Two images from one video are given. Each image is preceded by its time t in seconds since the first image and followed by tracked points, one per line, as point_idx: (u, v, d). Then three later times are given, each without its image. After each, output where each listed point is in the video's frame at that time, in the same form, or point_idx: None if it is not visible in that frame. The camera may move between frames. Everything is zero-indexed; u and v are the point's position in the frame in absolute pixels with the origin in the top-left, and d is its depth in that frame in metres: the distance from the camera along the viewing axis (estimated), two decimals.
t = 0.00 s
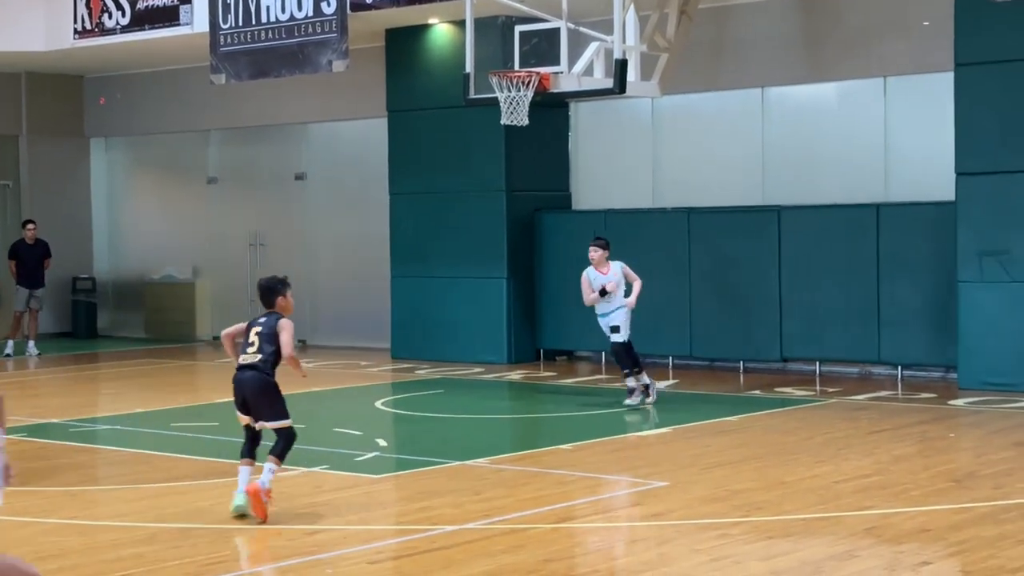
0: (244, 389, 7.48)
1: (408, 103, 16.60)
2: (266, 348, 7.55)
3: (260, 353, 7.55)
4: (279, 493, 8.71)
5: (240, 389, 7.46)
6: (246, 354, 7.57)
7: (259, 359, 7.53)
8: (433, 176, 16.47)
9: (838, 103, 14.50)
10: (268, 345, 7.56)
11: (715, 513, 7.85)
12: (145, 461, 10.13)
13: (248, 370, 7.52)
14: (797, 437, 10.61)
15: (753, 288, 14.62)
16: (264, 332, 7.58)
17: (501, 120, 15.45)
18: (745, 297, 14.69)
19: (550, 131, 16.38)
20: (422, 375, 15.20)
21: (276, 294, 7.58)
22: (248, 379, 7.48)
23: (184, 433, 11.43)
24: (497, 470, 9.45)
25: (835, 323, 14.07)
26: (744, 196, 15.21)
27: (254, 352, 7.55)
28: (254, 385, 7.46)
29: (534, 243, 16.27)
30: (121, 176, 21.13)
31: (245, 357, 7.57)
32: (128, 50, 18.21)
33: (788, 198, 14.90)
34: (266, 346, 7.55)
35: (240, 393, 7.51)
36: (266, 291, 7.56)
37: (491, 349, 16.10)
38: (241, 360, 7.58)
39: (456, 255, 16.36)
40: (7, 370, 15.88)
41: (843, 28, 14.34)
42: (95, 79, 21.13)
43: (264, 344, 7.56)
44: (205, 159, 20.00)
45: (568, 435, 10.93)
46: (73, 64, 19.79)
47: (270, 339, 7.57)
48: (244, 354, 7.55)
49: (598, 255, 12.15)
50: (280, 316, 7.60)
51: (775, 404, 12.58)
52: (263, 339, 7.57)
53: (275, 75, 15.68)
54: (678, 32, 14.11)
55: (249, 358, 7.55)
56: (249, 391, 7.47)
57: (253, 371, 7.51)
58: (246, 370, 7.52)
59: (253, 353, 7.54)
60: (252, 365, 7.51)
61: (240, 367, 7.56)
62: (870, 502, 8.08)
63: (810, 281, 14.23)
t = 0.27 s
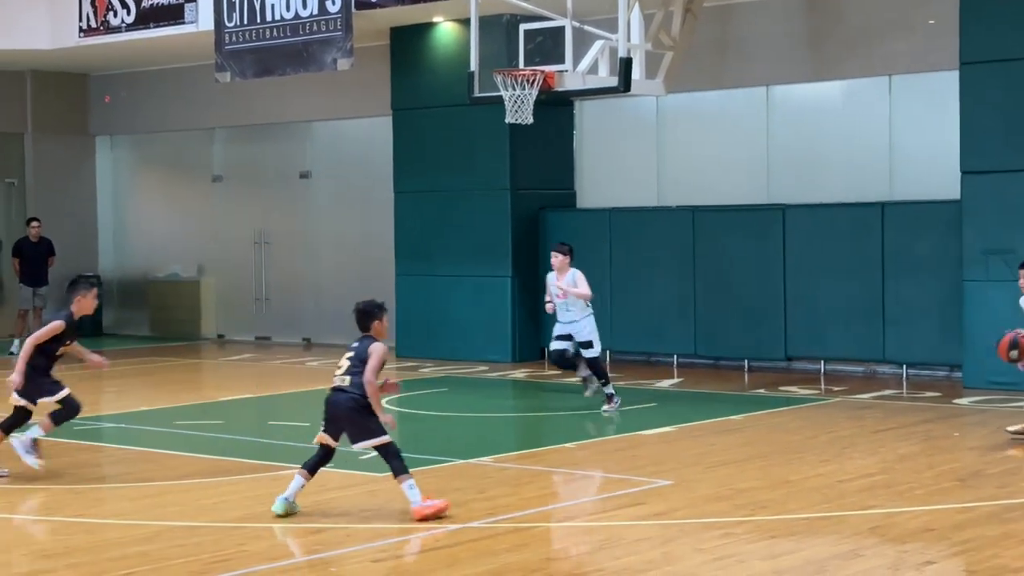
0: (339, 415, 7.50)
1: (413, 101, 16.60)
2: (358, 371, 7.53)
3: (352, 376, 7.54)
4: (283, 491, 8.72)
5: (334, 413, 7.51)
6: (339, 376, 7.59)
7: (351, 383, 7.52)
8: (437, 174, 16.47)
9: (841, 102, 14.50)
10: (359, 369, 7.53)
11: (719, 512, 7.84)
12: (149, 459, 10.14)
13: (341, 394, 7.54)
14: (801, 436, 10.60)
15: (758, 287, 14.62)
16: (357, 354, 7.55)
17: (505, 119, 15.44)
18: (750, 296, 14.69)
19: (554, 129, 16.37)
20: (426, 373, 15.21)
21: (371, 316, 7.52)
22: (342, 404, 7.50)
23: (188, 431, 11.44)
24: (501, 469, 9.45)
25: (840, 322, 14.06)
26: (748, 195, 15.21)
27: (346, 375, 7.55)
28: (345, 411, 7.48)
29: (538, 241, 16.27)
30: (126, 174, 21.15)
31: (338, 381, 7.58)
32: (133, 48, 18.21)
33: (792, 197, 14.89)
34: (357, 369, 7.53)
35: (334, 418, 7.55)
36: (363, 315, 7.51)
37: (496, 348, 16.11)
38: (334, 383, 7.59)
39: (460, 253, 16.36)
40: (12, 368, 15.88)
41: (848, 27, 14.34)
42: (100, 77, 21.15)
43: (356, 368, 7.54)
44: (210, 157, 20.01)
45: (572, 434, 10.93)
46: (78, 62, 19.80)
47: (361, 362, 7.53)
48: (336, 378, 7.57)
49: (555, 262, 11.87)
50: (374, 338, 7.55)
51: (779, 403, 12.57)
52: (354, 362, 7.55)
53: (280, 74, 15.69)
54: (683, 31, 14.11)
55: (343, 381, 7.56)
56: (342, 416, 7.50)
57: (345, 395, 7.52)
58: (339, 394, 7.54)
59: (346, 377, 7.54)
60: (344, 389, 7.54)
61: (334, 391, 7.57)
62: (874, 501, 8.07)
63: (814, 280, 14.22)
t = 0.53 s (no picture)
0: (442, 394, 7.69)
1: (431, 101, 16.61)
2: (461, 352, 7.71)
3: (454, 356, 7.72)
4: (301, 490, 8.74)
5: (437, 392, 7.69)
6: (441, 355, 7.75)
7: (454, 363, 7.70)
8: (454, 174, 16.49)
9: (860, 101, 14.45)
10: (464, 350, 7.70)
11: (737, 512, 7.83)
12: (168, 457, 10.18)
13: (444, 373, 7.72)
14: (820, 437, 10.57)
15: (776, 287, 14.59)
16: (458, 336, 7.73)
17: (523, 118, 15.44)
18: (767, 296, 14.66)
19: (572, 128, 16.36)
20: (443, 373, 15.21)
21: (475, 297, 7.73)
22: (444, 384, 7.67)
23: (207, 430, 11.48)
24: (519, 468, 9.45)
25: (858, 322, 14.03)
26: (766, 195, 15.17)
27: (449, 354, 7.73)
28: (450, 389, 7.67)
29: (556, 241, 16.27)
30: (145, 174, 21.21)
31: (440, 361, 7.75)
32: (153, 48, 18.25)
33: (810, 197, 14.85)
34: (459, 350, 7.70)
35: (436, 395, 7.72)
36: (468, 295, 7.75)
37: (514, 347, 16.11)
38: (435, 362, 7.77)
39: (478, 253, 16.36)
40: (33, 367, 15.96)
41: (867, 26, 14.30)
42: (119, 77, 21.23)
43: (458, 349, 7.71)
44: (228, 156, 20.06)
45: (589, 434, 10.92)
46: (98, 62, 19.88)
47: (466, 343, 7.70)
48: (438, 357, 7.74)
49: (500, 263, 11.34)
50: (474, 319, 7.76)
51: (797, 403, 12.53)
52: (458, 343, 7.72)
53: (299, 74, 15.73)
54: (701, 30, 14.09)
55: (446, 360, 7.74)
56: (445, 396, 7.68)
57: (448, 374, 7.70)
58: (443, 373, 7.72)
59: (448, 356, 7.71)
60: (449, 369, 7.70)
61: (435, 370, 7.75)
62: (893, 501, 8.05)
63: (832, 280, 14.19)
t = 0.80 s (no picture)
0: (553, 404, 7.78)
1: (460, 99, 16.61)
2: (570, 361, 7.84)
3: (563, 365, 7.85)
4: (330, 488, 8.76)
5: (547, 403, 7.79)
6: (549, 366, 7.87)
7: (563, 372, 7.84)
8: (483, 172, 16.49)
9: (891, 99, 14.36)
10: (572, 359, 7.84)
11: (767, 512, 7.79)
12: (197, 455, 10.22)
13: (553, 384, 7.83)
14: (850, 436, 10.51)
15: (806, 285, 14.52)
16: (564, 345, 7.87)
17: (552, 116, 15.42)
18: (796, 294, 14.59)
19: (601, 126, 16.33)
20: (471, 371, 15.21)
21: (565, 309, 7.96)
22: (555, 393, 7.78)
23: (237, 428, 11.52)
24: (547, 467, 9.44)
25: (888, 321, 13.94)
26: (796, 193, 15.11)
27: (556, 364, 7.86)
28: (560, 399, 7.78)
29: (585, 239, 16.24)
30: (175, 172, 21.30)
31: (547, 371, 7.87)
32: (183, 46, 18.31)
33: (841, 195, 14.78)
34: (569, 359, 7.83)
35: (546, 407, 7.81)
36: (557, 306, 7.95)
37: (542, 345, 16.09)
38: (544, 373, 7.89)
39: (506, 251, 16.36)
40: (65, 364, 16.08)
41: (899, 23, 14.20)
42: (150, 75, 21.32)
43: (565, 358, 7.84)
44: (258, 155, 20.13)
45: (618, 433, 10.89)
46: (129, 61, 19.98)
47: (574, 352, 7.85)
48: (546, 368, 7.86)
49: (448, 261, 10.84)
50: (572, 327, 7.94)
51: (827, 402, 12.47)
52: (565, 351, 7.85)
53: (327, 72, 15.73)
54: (731, 28, 14.03)
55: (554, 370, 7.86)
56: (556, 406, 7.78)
57: (556, 384, 7.82)
58: (552, 384, 7.84)
59: (557, 366, 7.84)
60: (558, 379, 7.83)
61: (544, 381, 7.86)
62: (924, 501, 7.99)
63: (863, 278, 14.11)
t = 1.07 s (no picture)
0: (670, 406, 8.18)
1: (502, 101, 16.61)
2: (681, 363, 8.15)
3: (675, 368, 8.16)
4: (371, 489, 8.78)
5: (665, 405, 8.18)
6: (665, 369, 8.23)
7: (676, 374, 8.15)
8: (523, 173, 16.49)
9: (936, 100, 14.23)
10: (682, 361, 8.14)
11: (810, 515, 7.75)
12: (240, 455, 10.28)
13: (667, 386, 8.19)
14: (894, 439, 10.43)
15: (849, 288, 14.43)
16: (677, 347, 8.17)
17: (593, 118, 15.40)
18: (839, 297, 14.50)
19: (643, 128, 16.29)
20: (511, 373, 15.23)
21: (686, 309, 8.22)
22: (671, 396, 8.15)
23: (280, 428, 11.58)
24: (588, 469, 9.42)
25: (932, 324, 13.82)
26: (839, 195, 15.02)
27: (668, 366, 8.19)
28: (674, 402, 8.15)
29: (626, 241, 16.21)
30: (219, 173, 21.44)
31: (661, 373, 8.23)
32: (227, 48, 18.40)
33: (885, 197, 14.67)
34: (681, 361, 8.14)
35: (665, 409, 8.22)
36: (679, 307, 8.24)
37: (583, 347, 16.08)
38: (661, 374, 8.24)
39: (547, 253, 16.35)
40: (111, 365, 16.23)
41: (945, 24, 14.07)
42: (194, 78, 21.47)
43: (677, 360, 8.16)
44: (300, 156, 20.23)
45: (659, 435, 10.86)
46: (174, 64, 20.13)
47: (684, 354, 8.13)
48: (661, 369, 8.22)
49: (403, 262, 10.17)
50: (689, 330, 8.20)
51: (872, 405, 12.38)
52: (677, 354, 8.16)
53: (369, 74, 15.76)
54: (773, 29, 13.95)
55: (667, 373, 8.20)
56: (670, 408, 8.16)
57: (670, 386, 8.17)
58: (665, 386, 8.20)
59: (669, 369, 8.18)
60: (673, 379, 8.17)
61: (659, 383, 8.23)
62: (970, 505, 7.92)
63: (907, 281, 14.00)
